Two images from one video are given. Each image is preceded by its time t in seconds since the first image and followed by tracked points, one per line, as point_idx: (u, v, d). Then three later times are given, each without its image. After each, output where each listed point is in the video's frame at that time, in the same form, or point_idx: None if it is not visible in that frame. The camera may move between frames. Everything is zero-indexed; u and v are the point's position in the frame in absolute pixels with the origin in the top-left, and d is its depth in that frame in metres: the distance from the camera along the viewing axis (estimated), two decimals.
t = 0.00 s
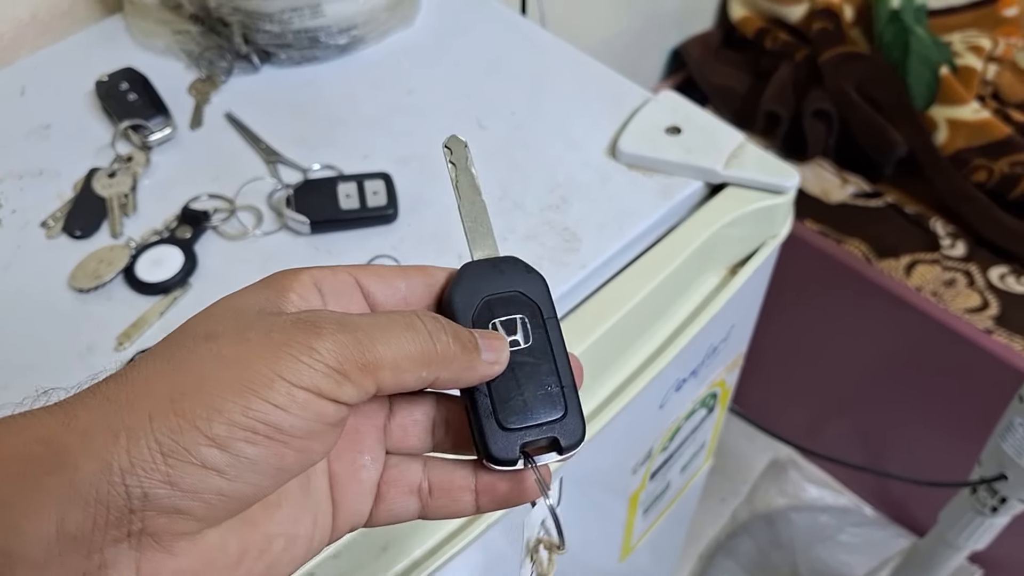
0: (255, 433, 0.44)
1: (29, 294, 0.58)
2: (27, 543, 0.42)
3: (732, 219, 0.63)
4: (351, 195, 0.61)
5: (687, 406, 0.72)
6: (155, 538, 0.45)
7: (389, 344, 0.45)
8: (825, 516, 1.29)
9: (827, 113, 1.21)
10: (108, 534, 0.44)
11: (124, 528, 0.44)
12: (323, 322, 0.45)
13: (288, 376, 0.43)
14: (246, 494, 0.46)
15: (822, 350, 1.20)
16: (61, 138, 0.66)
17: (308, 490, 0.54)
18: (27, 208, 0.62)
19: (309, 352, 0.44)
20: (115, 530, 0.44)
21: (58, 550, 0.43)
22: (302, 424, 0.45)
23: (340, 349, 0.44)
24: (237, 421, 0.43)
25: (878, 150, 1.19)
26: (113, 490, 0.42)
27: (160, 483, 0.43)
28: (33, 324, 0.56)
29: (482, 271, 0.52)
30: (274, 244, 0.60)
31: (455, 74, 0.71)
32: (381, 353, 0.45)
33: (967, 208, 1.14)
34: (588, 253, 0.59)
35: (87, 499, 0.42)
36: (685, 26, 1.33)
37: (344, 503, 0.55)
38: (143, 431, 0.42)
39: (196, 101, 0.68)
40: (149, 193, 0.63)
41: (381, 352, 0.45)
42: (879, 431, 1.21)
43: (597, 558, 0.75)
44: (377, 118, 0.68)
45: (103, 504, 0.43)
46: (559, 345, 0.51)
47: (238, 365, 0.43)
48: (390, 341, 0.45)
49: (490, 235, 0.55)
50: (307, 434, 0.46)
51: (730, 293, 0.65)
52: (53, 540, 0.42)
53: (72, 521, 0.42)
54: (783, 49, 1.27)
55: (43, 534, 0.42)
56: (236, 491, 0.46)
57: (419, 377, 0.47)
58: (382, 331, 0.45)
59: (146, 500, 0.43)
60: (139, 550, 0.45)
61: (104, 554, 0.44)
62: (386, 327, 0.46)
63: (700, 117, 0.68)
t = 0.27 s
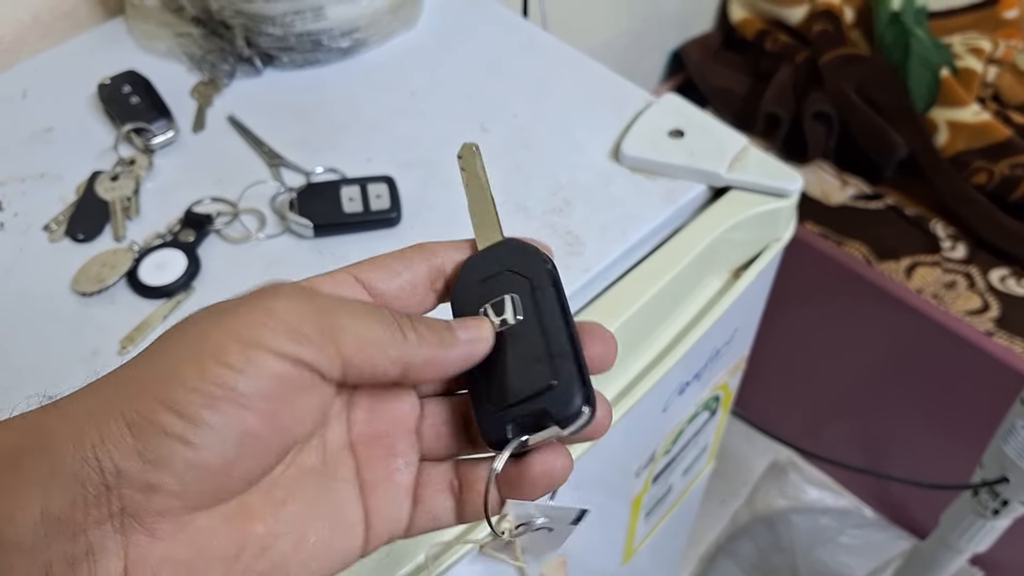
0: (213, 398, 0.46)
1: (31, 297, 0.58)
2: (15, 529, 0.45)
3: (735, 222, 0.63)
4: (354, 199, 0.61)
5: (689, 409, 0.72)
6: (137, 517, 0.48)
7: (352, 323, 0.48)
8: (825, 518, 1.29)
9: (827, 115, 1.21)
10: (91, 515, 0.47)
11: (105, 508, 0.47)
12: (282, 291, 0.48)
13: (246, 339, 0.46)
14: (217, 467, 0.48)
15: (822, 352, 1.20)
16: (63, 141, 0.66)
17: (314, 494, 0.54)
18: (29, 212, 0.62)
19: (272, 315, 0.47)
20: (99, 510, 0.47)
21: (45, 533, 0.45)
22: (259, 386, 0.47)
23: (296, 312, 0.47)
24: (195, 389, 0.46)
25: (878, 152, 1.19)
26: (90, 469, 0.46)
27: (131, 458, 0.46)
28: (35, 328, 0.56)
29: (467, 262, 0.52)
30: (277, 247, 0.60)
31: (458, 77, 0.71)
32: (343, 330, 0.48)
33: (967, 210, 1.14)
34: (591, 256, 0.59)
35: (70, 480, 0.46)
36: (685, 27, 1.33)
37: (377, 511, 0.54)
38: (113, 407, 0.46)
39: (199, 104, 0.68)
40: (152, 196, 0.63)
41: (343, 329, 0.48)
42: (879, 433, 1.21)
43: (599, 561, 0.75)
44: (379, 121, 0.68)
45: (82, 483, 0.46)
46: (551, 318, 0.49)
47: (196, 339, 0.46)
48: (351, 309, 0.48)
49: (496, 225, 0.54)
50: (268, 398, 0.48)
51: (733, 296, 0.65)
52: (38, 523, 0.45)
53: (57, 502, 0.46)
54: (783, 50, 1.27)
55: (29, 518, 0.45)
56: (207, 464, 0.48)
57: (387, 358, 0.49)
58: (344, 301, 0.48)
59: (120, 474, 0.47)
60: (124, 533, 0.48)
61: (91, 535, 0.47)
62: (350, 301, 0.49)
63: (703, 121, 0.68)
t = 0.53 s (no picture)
0: (242, 373, 0.47)
1: (36, 299, 0.58)
2: (53, 510, 0.46)
3: (740, 223, 0.63)
4: (358, 199, 0.61)
5: (693, 411, 0.72)
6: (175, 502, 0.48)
7: (376, 283, 0.47)
8: (826, 519, 1.29)
9: (829, 116, 1.22)
10: (130, 500, 0.47)
11: (144, 491, 0.48)
12: (304, 271, 0.48)
13: (268, 319, 0.47)
14: (256, 441, 0.49)
15: (823, 352, 1.20)
16: (66, 142, 0.66)
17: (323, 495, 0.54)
18: (33, 213, 0.62)
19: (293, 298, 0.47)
20: (136, 492, 0.47)
21: (83, 516, 0.46)
22: (292, 361, 0.48)
23: (316, 288, 0.47)
24: (226, 366, 0.47)
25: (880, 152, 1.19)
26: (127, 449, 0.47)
27: (167, 435, 0.48)
28: (39, 330, 0.56)
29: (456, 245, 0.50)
30: (282, 248, 0.60)
31: (461, 78, 0.71)
32: (366, 292, 0.47)
33: (969, 211, 1.14)
34: (596, 257, 0.59)
35: (107, 461, 0.47)
36: (686, 28, 1.33)
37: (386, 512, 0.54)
38: (140, 390, 0.48)
39: (202, 105, 0.68)
40: (156, 197, 0.63)
41: (365, 289, 0.47)
42: (880, 433, 1.21)
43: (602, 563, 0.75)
44: (383, 121, 0.68)
45: (120, 466, 0.47)
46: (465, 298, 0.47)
47: (220, 320, 0.47)
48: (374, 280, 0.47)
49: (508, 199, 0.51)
50: (304, 372, 0.49)
51: (739, 297, 0.66)
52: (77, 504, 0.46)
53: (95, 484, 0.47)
54: (784, 51, 1.27)
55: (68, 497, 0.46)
56: (248, 438, 0.49)
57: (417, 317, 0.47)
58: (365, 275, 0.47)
59: (158, 454, 0.48)
60: (166, 520, 0.48)
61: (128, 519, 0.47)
62: (374, 275, 0.47)
63: (707, 121, 0.68)
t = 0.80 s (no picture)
0: (225, 346, 0.49)
1: (36, 298, 0.58)
2: (54, 501, 0.48)
3: (741, 223, 0.63)
4: (359, 198, 0.60)
5: (694, 410, 0.72)
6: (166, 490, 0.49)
7: (368, 262, 0.50)
8: (827, 519, 1.29)
9: (829, 115, 1.21)
10: (124, 489, 0.49)
11: (136, 479, 0.49)
12: (302, 261, 0.51)
13: (259, 293, 0.49)
14: (240, 422, 0.50)
15: (823, 352, 1.20)
16: (66, 140, 0.66)
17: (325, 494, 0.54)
18: (33, 211, 0.62)
19: (293, 280, 0.50)
20: (128, 481, 0.49)
21: (82, 506, 0.48)
22: (275, 330, 0.50)
23: (311, 266, 0.50)
24: (211, 340, 0.49)
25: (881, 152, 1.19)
26: (118, 437, 0.49)
27: (150, 418, 0.49)
28: (39, 329, 0.56)
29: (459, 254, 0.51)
30: (282, 247, 0.60)
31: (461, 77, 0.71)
32: (359, 270, 0.50)
33: (970, 211, 1.14)
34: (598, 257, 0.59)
35: (100, 448, 0.49)
36: (686, 27, 1.33)
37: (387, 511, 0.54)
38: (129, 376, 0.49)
39: (202, 103, 0.68)
40: (156, 196, 0.63)
41: (359, 268, 0.50)
42: (880, 433, 1.21)
43: (603, 563, 0.75)
44: (383, 120, 0.68)
45: (113, 454, 0.49)
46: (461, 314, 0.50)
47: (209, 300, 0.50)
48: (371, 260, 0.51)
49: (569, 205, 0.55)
50: (289, 350, 0.50)
51: (740, 296, 0.66)
52: (76, 492, 0.49)
53: (93, 473, 0.49)
54: (784, 50, 1.26)
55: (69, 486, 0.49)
56: (232, 420, 0.50)
57: (405, 282, 0.51)
58: (362, 254, 0.51)
59: (144, 442, 0.49)
60: (157, 510, 0.49)
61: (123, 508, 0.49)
62: (373, 252, 0.51)
63: (709, 119, 0.68)
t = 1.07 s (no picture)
0: (269, 367, 0.48)
1: (38, 297, 0.58)
2: (72, 501, 0.46)
3: (739, 222, 0.64)
4: (359, 197, 0.61)
5: (693, 409, 0.73)
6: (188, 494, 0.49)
7: (405, 288, 0.49)
8: (825, 518, 1.29)
9: (828, 115, 1.22)
10: (144, 492, 0.48)
11: (159, 484, 0.48)
12: (342, 285, 0.49)
13: (301, 313, 0.48)
14: (271, 438, 0.49)
15: (823, 352, 1.20)
16: (67, 140, 0.66)
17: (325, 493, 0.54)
18: (35, 210, 0.62)
19: (324, 300, 0.49)
20: (151, 486, 0.48)
21: (101, 508, 0.47)
22: (318, 355, 0.49)
23: (348, 289, 0.49)
24: (252, 358, 0.48)
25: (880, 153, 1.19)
26: (146, 441, 0.47)
27: (184, 426, 0.48)
28: (40, 327, 0.56)
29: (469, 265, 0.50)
30: (283, 246, 0.60)
31: (462, 77, 0.71)
32: (399, 300, 0.49)
33: (968, 211, 1.14)
34: (597, 256, 0.59)
35: (125, 453, 0.47)
36: (685, 27, 1.33)
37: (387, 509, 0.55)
38: (163, 380, 0.48)
39: (203, 103, 0.68)
40: (157, 195, 0.63)
41: (398, 297, 0.49)
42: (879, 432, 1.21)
43: (602, 562, 0.76)
44: (384, 120, 0.68)
45: (138, 457, 0.48)
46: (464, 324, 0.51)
47: (246, 311, 0.49)
48: (405, 284, 0.50)
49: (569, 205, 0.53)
50: (327, 370, 0.49)
51: (740, 295, 0.66)
52: (95, 495, 0.47)
53: (114, 476, 0.47)
54: (783, 51, 1.27)
55: (88, 488, 0.47)
56: (266, 436, 0.49)
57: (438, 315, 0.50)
58: (393, 281, 0.49)
59: (173, 448, 0.48)
60: (178, 513, 0.49)
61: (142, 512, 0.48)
62: (402, 279, 0.50)
63: (708, 119, 0.68)
